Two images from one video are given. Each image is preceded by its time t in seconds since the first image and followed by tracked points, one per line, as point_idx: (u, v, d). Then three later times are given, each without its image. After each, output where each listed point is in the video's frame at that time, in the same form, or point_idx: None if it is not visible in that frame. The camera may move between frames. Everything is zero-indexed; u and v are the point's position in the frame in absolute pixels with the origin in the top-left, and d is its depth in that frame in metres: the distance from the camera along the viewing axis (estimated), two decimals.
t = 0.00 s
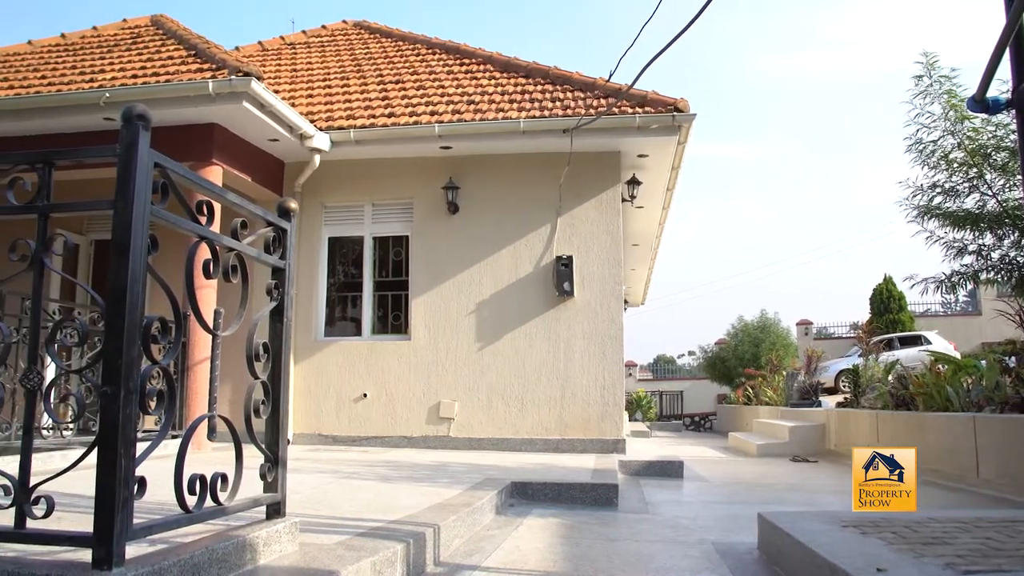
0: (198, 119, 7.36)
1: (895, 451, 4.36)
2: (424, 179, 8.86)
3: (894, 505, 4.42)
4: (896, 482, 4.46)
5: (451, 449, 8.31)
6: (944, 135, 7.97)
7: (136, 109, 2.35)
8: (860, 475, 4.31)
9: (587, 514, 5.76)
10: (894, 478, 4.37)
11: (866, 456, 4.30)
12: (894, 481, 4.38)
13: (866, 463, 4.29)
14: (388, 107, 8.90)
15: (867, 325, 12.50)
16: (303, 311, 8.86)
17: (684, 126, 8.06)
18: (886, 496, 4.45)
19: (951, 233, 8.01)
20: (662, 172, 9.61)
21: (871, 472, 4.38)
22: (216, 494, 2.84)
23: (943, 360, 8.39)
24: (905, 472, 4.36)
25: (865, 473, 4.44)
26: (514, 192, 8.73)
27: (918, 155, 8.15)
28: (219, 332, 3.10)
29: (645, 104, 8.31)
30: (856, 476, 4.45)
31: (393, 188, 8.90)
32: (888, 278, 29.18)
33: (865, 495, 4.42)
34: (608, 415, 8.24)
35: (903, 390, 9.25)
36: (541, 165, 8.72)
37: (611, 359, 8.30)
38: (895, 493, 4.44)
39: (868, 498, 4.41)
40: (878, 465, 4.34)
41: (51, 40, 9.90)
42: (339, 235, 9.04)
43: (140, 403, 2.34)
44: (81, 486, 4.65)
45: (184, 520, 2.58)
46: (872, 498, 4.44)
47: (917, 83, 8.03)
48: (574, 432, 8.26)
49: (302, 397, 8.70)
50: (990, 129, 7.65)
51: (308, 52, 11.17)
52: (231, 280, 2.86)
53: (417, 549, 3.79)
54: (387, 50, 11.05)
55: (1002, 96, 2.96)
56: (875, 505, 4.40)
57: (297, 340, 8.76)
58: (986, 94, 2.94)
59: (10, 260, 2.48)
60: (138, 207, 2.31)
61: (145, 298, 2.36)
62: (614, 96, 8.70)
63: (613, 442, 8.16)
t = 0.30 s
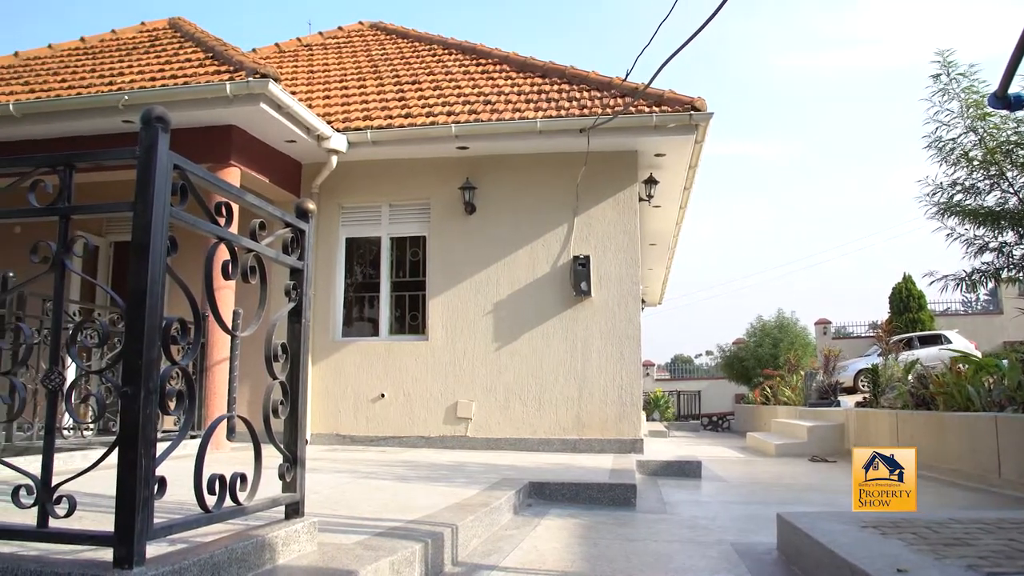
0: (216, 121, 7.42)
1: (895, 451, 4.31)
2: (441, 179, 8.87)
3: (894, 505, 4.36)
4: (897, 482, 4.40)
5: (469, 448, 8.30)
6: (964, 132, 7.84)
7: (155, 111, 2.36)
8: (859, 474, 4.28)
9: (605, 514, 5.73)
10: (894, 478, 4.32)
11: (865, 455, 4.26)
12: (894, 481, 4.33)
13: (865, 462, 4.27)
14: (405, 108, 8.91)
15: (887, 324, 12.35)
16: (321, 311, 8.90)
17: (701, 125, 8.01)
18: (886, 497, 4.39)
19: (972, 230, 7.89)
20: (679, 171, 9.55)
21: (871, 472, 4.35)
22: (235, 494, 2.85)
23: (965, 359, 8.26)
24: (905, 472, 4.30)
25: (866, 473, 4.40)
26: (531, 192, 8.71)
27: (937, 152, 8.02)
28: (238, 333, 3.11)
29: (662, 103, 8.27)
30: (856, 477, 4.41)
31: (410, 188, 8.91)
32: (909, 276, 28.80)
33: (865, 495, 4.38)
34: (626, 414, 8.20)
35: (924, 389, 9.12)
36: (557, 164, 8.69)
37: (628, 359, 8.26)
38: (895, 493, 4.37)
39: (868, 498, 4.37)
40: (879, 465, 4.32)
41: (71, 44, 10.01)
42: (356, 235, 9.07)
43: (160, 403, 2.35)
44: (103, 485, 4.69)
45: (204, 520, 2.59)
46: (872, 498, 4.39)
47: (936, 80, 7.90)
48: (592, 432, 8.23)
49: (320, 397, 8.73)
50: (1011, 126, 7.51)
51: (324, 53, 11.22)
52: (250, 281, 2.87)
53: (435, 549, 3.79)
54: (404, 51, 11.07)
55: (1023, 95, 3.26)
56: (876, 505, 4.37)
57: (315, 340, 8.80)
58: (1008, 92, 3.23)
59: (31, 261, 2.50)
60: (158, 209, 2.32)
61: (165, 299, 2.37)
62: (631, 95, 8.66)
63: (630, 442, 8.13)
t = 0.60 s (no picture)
0: (231, 123, 7.47)
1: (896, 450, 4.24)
2: (455, 179, 8.87)
3: (894, 505, 4.33)
4: (897, 482, 4.36)
5: (484, 449, 8.30)
6: (981, 130, 7.72)
7: (171, 113, 2.37)
8: (859, 475, 4.24)
9: (620, 514, 5.71)
10: (894, 478, 4.27)
11: (864, 456, 4.21)
12: (894, 481, 4.28)
13: (864, 462, 4.22)
14: (418, 108, 8.92)
15: (904, 323, 12.22)
16: (336, 312, 8.93)
17: (715, 124, 7.96)
18: (886, 496, 4.36)
19: (989, 229, 7.78)
20: (694, 170, 9.49)
21: (871, 472, 4.30)
22: (251, 494, 2.86)
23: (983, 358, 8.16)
24: (905, 472, 4.23)
25: (866, 472, 4.36)
26: (545, 192, 8.69)
27: (954, 150, 7.91)
28: (253, 334, 3.12)
29: (676, 102, 8.23)
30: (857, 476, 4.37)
31: (424, 189, 8.92)
32: (925, 275, 28.50)
33: (865, 495, 4.36)
34: (641, 414, 8.17)
35: (941, 389, 9.02)
36: (572, 164, 8.67)
37: (643, 359, 8.22)
38: (896, 493, 4.33)
39: (867, 497, 4.35)
40: (879, 465, 4.27)
41: (87, 48, 10.12)
42: (371, 236, 9.09)
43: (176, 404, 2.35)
44: (121, 485, 4.72)
45: (220, 520, 2.60)
46: (872, 498, 4.37)
47: (952, 77, 7.79)
48: (607, 432, 8.20)
49: (335, 397, 8.76)
50: None
51: (338, 55, 11.26)
52: (265, 282, 2.88)
53: (451, 549, 3.78)
54: (417, 51, 11.09)
55: None
56: (875, 504, 4.35)
57: (330, 341, 8.83)
58: None
59: (49, 262, 2.51)
60: (174, 211, 2.33)
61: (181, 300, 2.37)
62: (645, 94, 8.62)
63: (645, 442, 8.09)
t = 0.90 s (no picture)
0: (248, 124, 7.52)
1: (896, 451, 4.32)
2: (471, 179, 8.86)
3: (894, 505, 4.39)
4: (897, 482, 4.43)
5: (500, 449, 8.28)
6: (999, 128, 7.60)
7: (188, 114, 2.38)
8: (861, 475, 4.31)
9: (637, 514, 5.67)
10: (894, 478, 4.35)
11: (864, 456, 4.29)
12: (894, 482, 4.36)
13: (865, 462, 4.30)
14: (434, 108, 8.92)
15: (923, 322, 12.05)
16: (353, 312, 8.95)
17: (732, 123, 7.90)
18: (886, 497, 4.42)
19: (1009, 227, 7.64)
20: (710, 169, 9.42)
21: (871, 472, 4.38)
22: (269, 494, 2.86)
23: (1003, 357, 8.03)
24: (905, 472, 4.31)
25: (866, 473, 4.43)
26: (561, 191, 8.67)
27: (971, 148, 7.78)
28: (271, 334, 3.12)
29: (692, 100, 8.17)
30: (857, 477, 4.42)
31: (440, 189, 8.92)
32: (945, 273, 28.14)
33: (865, 495, 4.40)
34: (657, 414, 8.13)
35: (960, 388, 8.89)
36: (588, 164, 8.64)
37: (660, 359, 8.18)
38: (895, 493, 4.40)
39: (868, 497, 4.40)
40: (879, 465, 4.33)
41: (105, 50, 10.22)
42: (387, 236, 9.11)
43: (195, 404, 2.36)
44: (140, 484, 4.75)
45: (238, 519, 2.60)
46: (873, 498, 4.40)
47: (969, 76, 7.67)
48: (623, 431, 8.17)
49: (352, 398, 8.78)
50: None
51: (354, 55, 11.30)
52: (282, 282, 2.88)
53: (468, 549, 3.77)
54: (433, 51, 11.10)
55: None
56: (876, 505, 4.41)
57: (346, 341, 8.85)
58: None
59: (69, 263, 2.53)
60: (192, 212, 2.34)
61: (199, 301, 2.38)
62: (661, 93, 8.58)
63: (662, 442, 8.06)
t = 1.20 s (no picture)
0: (263, 125, 7.55)
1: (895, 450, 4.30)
2: (486, 179, 8.85)
3: (894, 505, 4.37)
4: (896, 482, 4.42)
5: (515, 449, 8.27)
6: (1015, 128, 7.49)
7: (204, 116, 2.39)
8: (861, 474, 4.25)
9: (652, 514, 5.64)
10: (894, 478, 4.33)
11: (865, 455, 4.26)
12: (894, 481, 4.34)
13: (865, 462, 4.28)
14: (448, 109, 8.92)
15: (940, 322, 11.92)
16: (367, 312, 8.97)
17: (746, 122, 7.85)
18: (886, 497, 4.39)
19: None
20: (725, 168, 9.36)
21: (871, 472, 4.36)
22: (285, 494, 2.86)
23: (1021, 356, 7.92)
24: (905, 472, 4.30)
25: (865, 473, 4.40)
26: (576, 191, 8.64)
27: (986, 150, 7.67)
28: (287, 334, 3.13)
29: (706, 99, 8.13)
30: (856, 477, 4.36)
31: (454, 189, 8.92)
32: (961, 272, 27.83)
33: (865, 495, 4.33)
34: (673, 414, 8.09)
35: (979, 388, 8.78)
36: (602, 163, 8.61)
37: (675, 359, 8.14)
38: (895, 493, 4.39)
39: (868, 498, 4.33)
40: (879, 465, 4.30)
41: (120, 52, 10.31)
42: (401, 237, 9.12)
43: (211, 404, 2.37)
44: (156, 484, 4.78)
45: (254, 519, 2.61)
46: (873, 498, 4.35)
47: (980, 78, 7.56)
48: (638, 431, 8.14)
49: (367, 398, 8.80)
50: None
51: (368, 56, 11.33)
52: (298, 283, 2.88)
53: (483, 549, 3.76)
54: (446, 52, 11.11)
55: None
56: (876, 505, 4.37)
57: (362, 341, 8.87)
58: None
59: (87, 265, 2.55)
60: (208, 212, 2.34)
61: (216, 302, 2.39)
62: (676, 92, 8.53)
63: (677, 441, 8.03)
